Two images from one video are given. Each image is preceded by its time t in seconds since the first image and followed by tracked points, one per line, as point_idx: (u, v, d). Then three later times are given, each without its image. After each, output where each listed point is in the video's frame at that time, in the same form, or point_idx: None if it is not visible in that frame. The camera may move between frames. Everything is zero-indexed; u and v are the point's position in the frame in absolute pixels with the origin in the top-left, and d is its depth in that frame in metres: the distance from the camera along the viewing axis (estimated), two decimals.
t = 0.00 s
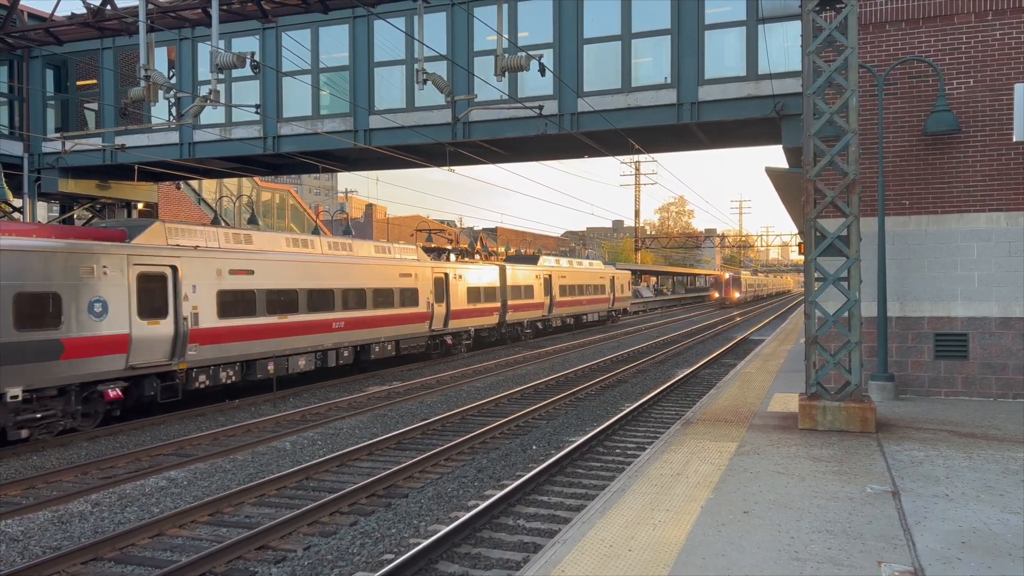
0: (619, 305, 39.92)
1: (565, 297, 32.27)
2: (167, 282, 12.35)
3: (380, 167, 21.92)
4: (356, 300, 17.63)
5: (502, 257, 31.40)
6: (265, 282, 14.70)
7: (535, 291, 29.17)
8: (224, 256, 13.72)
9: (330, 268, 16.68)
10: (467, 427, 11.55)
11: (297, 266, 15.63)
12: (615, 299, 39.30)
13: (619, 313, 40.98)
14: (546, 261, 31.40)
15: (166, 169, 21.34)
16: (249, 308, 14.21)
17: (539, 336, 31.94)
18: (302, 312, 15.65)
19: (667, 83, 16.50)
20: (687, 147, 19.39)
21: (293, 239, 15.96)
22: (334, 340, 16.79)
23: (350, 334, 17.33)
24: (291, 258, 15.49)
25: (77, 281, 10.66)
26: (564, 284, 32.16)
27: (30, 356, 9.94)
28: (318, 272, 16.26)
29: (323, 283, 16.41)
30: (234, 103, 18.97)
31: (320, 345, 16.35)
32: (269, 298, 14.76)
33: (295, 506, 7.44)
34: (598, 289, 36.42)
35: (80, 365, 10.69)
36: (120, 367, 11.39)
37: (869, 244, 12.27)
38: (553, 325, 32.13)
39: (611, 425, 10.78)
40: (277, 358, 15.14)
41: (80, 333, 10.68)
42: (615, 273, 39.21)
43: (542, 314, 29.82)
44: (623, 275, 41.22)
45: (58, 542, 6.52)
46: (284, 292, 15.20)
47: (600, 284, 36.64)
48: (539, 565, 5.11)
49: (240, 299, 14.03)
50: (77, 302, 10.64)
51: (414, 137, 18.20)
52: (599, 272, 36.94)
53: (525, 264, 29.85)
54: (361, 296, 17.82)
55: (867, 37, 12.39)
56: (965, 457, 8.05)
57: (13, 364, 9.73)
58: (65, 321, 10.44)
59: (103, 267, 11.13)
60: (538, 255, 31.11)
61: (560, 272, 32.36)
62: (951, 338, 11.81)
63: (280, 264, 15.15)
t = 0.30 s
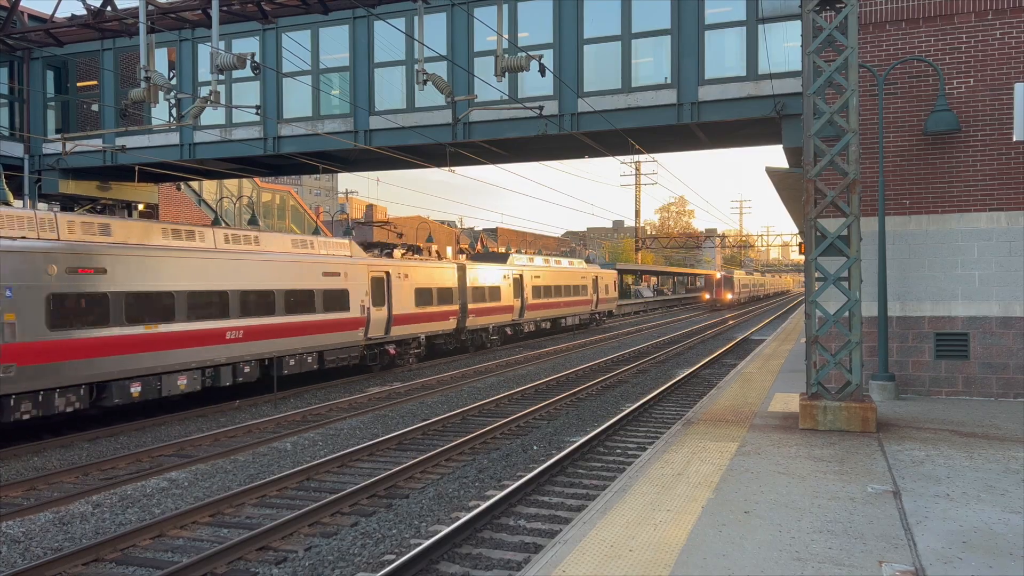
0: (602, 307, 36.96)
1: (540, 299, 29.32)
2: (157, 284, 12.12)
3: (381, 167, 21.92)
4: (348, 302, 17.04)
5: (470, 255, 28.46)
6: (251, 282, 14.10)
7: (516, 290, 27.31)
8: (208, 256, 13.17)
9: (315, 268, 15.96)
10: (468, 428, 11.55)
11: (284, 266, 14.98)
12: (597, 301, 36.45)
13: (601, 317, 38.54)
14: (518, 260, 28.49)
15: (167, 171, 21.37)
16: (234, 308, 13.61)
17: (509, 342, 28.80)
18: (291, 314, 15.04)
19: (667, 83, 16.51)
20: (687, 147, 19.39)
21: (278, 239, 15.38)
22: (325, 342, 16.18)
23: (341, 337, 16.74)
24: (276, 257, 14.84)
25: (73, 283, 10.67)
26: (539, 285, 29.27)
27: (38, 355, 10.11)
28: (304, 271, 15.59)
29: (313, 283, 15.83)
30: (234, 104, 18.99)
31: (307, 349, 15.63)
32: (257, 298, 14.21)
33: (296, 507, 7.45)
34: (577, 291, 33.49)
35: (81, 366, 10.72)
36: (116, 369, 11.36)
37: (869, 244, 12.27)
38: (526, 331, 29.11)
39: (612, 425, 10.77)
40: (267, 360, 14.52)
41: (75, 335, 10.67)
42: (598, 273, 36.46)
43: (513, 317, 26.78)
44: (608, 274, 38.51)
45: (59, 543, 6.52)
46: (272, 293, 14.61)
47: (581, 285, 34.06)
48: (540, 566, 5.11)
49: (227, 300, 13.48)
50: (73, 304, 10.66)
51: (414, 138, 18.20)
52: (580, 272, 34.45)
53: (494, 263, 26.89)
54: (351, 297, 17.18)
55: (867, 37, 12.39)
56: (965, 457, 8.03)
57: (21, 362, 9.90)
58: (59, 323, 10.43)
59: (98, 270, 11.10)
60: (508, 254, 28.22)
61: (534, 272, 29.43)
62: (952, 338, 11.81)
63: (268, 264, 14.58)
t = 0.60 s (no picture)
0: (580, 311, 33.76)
1: (506, 302, 26.18)
2: (149, 284, 11.93)
3: (380, 168, 21.92)
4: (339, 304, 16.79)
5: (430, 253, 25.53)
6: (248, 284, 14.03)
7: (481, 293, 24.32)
8: (204, 257, 13.09)
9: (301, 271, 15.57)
10: (468, 428, 11.54)
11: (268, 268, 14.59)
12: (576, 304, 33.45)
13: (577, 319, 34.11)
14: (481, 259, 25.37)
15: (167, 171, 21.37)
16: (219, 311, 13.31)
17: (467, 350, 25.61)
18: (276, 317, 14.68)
19: (667, 83, 16.50)
20: (686, 147, 19.37)
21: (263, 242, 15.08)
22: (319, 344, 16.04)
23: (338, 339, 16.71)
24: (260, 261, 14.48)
25: (73, 284, 10.64)
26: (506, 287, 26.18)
27: (36, 357, 10.06)
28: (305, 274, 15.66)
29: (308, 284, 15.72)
30: (234, 105, 18.99)
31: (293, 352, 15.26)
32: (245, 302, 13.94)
33: (296, 507, 7.45)
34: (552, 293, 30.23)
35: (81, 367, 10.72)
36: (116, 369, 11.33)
37: (869, 244, 12.27)
38: (489, 337, 25.86)
39: (612, 425, 10.79)
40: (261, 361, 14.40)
41: (74, 335, 10.63)
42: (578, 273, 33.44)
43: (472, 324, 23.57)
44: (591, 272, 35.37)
45: (59, 544, 6.52)
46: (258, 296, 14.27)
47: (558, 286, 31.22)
48: (540, 566, 5.11)
49: (213, 303, 13.19)
50: (72, 304, 10.63)
51: (414, 138, 18.19)
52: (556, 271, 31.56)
53: (452, 261, 23.86)
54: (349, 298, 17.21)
55: (866, 37, 12.39)
56: (966, 456, 8.02)
57: (18, 365, 9.83)
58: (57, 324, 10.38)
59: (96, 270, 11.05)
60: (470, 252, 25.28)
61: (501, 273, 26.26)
62: (952, 338, 11.81)
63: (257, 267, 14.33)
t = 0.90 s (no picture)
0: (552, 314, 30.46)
1: (467, 304, 23.42)
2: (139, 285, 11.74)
3: (379, 168, 21.92)
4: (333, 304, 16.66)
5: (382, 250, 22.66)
6: (247, 284, 14.09)
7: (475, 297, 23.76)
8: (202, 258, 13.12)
9: (272, 270, 14.76)
10: (467, 429, 11.54)
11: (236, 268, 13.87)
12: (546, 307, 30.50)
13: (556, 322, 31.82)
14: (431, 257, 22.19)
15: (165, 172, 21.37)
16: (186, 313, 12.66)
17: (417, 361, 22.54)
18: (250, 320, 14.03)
19: (665, 82, 16.50)
20: (685, 146, 19.39)
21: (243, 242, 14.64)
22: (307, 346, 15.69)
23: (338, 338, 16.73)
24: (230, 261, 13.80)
25: (73, 285, 10.61)
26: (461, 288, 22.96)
27: (37, 358, 10.02)
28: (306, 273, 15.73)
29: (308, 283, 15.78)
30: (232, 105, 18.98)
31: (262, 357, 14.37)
32: (241, 302, 13.90)
33: (296, 508, 7.45)
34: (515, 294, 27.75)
35: (82, 368, 10.69)
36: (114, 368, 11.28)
37: (867, 244, 12.27)
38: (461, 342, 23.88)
39: (611, 425, 10.80)
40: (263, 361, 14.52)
41: (75, 336, 10.58)
42: (551, 273, 30.44)
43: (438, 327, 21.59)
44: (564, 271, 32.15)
45: (58, 545, 6.51)
46: (227, 298, 13.59)
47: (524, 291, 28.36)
48: (540, 566, 5.11)
49: (208, 305, 13.15)
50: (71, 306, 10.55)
51: (413, 138, 18.18)
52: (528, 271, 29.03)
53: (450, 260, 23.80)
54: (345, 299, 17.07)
55: (865, 36, 12.40)
56: (965, 456, 8.02)
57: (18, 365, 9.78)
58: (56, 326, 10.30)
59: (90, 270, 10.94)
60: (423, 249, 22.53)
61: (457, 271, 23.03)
62: (951, 337, 11.82)
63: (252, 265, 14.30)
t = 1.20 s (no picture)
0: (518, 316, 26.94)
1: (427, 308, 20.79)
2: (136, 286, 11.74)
3: (378, 168, 21.92)
4: (329, 305, 16.60)
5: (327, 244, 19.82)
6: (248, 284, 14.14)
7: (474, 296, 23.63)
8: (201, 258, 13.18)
9: (273, 270, 14.81)
10: (466, 429, 11.55)
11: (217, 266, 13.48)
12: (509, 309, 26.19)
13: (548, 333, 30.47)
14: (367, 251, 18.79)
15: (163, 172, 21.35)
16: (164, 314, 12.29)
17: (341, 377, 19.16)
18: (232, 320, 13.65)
19: (664, 82, 16.50)
20: (683, 146, 19.39)
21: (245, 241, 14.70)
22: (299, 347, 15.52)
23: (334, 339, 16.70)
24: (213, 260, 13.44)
25: (71, 285, 10.62)
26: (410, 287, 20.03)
27: (37, 359, 10.04)
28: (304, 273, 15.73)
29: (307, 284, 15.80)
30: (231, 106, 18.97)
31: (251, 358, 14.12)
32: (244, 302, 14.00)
33: (295, 508, 7.44)
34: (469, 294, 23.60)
35: (81, 368, 10.71)
36: (112, 369, 11.26)
37: (865, 244, 12.29)
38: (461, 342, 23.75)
39: (609, 425, 10.81)
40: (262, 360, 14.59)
41: (73, 336, 10.59)
42: (519, 271, 27.04)
43: (438, 327, 21.50)
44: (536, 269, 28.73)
45: (56, 546, 6.50)
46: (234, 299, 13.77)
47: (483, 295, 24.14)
48: (539, 566, 5.11)
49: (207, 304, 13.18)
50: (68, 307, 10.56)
51: (411, 139, 18.17)
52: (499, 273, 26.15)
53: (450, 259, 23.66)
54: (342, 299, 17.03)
55: (863, 36, 12.40)
56: (964, 455, 8.03)
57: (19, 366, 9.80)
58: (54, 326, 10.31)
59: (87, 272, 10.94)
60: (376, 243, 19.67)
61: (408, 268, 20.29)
62: (949, 337, 11.83)
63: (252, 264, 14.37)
